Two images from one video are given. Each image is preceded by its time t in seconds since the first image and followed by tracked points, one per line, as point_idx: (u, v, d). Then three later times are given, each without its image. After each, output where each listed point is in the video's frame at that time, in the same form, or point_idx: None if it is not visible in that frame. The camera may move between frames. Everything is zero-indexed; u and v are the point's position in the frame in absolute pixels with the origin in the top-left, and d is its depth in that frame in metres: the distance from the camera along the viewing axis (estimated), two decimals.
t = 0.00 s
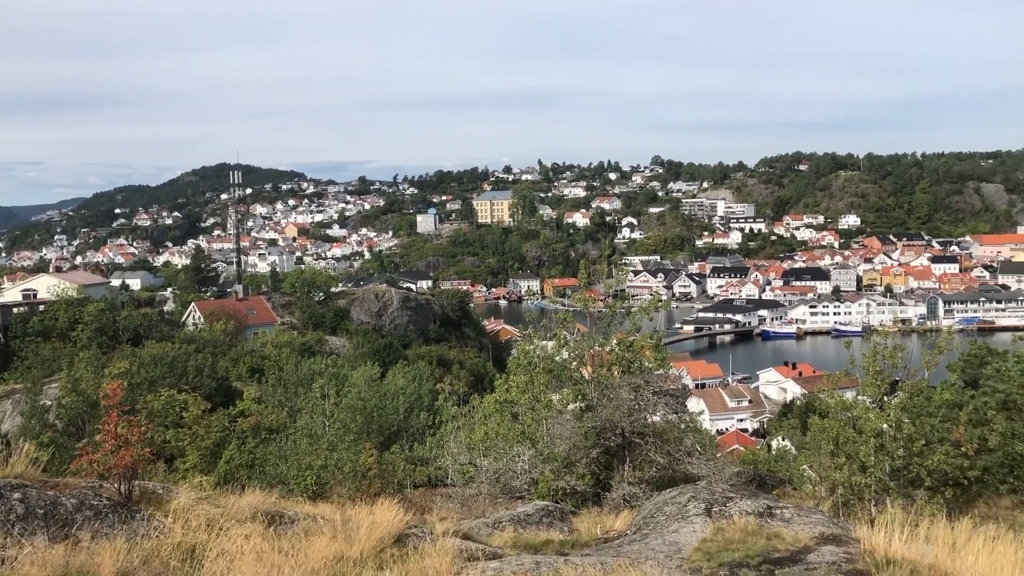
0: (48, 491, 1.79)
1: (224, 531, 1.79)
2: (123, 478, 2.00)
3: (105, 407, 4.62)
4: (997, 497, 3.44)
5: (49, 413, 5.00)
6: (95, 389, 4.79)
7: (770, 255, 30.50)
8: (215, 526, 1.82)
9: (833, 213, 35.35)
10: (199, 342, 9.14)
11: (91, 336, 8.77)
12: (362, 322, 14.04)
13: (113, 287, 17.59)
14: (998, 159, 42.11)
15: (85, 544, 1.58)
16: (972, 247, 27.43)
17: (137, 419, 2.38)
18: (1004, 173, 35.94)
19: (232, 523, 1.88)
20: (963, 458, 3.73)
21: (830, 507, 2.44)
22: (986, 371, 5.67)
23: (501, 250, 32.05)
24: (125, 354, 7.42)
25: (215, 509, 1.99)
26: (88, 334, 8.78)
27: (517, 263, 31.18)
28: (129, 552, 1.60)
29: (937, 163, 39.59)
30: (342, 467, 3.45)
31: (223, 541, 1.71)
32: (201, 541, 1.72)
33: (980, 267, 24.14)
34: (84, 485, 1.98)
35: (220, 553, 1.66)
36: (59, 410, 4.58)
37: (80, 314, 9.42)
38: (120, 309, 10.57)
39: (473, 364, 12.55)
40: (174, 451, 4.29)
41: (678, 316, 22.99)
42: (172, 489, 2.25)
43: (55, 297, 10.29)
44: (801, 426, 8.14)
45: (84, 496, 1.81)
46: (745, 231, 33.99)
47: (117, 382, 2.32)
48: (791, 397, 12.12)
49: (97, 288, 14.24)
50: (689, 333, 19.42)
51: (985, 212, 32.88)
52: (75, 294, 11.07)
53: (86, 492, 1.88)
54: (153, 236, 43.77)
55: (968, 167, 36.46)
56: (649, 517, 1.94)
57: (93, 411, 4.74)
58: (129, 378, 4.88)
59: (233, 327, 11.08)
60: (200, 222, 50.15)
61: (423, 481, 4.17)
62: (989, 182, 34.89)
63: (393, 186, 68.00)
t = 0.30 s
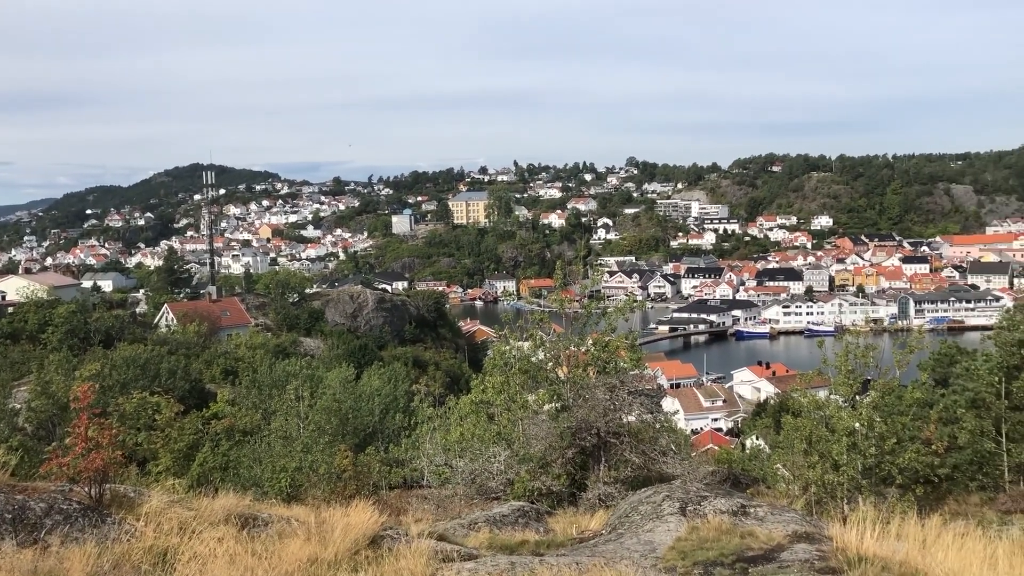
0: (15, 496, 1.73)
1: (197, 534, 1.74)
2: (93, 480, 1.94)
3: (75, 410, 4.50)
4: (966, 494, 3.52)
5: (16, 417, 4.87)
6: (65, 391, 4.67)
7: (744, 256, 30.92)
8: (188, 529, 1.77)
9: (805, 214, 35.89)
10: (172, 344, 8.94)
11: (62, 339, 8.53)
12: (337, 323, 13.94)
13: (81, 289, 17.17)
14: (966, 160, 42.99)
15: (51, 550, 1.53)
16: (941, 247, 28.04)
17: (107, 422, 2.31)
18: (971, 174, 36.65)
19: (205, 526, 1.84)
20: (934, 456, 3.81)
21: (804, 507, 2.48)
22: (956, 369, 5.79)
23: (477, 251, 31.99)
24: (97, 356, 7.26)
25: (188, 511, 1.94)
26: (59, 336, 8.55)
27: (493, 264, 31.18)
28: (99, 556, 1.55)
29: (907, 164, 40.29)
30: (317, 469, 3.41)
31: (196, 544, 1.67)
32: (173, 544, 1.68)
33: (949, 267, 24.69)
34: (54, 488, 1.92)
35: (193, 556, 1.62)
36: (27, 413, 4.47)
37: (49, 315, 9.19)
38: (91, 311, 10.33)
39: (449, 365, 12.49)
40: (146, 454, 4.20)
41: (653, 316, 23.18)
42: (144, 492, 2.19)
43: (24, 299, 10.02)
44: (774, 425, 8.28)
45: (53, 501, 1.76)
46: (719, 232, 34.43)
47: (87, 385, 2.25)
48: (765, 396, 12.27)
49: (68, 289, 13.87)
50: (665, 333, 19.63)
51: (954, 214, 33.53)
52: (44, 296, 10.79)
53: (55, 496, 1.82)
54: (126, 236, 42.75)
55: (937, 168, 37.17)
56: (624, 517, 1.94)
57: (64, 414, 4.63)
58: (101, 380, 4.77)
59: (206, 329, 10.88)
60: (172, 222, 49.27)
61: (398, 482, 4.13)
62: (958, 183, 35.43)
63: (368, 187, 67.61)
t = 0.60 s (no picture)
0: None
1: (167, 538, 1.70)
2: (60, 485, 1.88)
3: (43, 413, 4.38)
4: (936, 491, 3.59)
5: None
6: (32, 395, 4.54)
7: (717, 256, 31.30)
8: (159, 533, 1.72)
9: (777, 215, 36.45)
10: (143, 346, 8.74)
11: (30, 341, 8.30)
12: (311, 324, 13.76)
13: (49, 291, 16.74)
14: (935, 162, 43.80)
15: (14, 555, 1.48)
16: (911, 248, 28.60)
17: (75, 425, 2.24)
18: (940, 174, 36.57)
19: (176, 529, 1.79)
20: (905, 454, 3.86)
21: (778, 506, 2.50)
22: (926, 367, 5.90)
23: (452, 251, 31.87)
24: (66, 359, 7.08)
25: (158, 516, 1.88)
26: (28, 339, 8.31)
27: (467, 264, 31.08)
28: (66, 560, 1.50)
29: (877, 164, 40.93)
30: (290, 471, 3.35)
31: (168, 548, 1.63)
32: (143, 548, 1.64)
33: (919, 268, 25.19)
34: (19, 494, 1.86)
35: (164, 559, 1.58)
36: None
37: (16, 317, 8.95)
38: (59, 313, 10.08)
39: (423, 366, 12.41)
40: (117, 457, 4.10)
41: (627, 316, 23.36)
42: (112, 495, 2.12)
43: None
44: (747, 424, 8.39)
45: (18, 505, 1.69)
46: (693, 232, 34.81)
47: (54, 389, 2.18)
48: (738, 395, 12.42)
49: (36, 291, 13.44)
50: (639, 333, 19.79)
51: (923, 214, 33.86)
52: (10, 298, 10.49)
53: (21, 501, 1.76)
54: (97, 236, 41.72)
55: (907, 168, 37.79)
56: (599, 516, 1.94)
57: (31, 418, 4.52)
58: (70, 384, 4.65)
59: (178, 330, 10.66)
60: (144, 223, 48.27)
61: (373, 483, 4.09)
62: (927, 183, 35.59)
63: (342, 187, 67.00)
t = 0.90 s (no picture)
0: None
1: (137, 542, 1.65)
2: (27, 490, 1.82)
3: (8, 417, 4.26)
4: (906, 488, 3.68)
5: None
6: None
7: (689, 256, 31.64)
8: (129, 537, 1.67)
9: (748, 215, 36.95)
10: (112, 348, 8.53)
11: None
12: (283, 325, 13.57)
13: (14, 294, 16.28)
14: (904, 163, 44.62)
15: None
16: (882, 248, 29.19)
17: (41, 427, 2.17)
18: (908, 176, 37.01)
19: (146, 532, 1.74)
20: (876, 452, 3.94)
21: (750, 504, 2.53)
22: (895, 366, 6.01)
23: (426, 252, 31.72)
24: (33, 361, 6.90)
25: (128, 519, 1.83)
26: None
27: (442, 265, 30.95)
28: (31, 566, 1.45)
29: (847, 165, 41.60)
30: (264, 473, 3.29)
31: (137, 551, 1.59)
32: (112, 552, 1.58)
33: (889, 268, 25.71)
34: None
35: (134, 564, 1.54)
36: None
37: None
38: (25, 315, 9.79)
39: (397, 367, 12.31)
40: (84, 460, 3.99)
41: (601, 316, 23.52)
42: (80, 498, 2.06)
43: None
44: (719, 424, 8.50)
45: None
46: (666, 232, 35.18)
47: (20, 391, 2.11)
48: (710, 394, 12.57)
49: None
50: (613, 333, 19.95)
51: (893, 214, 34.40)
52: None
53: None
54: (64, 237, 40.69)
55: (877, 169, 38.44)
56: (574, 515, 1.94)
57: None
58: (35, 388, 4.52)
59: (149, 332, 10.41)
60: (114, 223, 47.16)
61: (346, 486, 4.04)
62: (896, 184, 36.20)
63: (315, 187, 66.36)
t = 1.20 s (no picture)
0: None
1: (107, 544, 1.60)
2: None
3: None
4: (876, 485, 3.78)
5: None
6: None
7: (662, 256, 31.92)
8: (98, 540, 1.62)
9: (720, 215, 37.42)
10: (80, 349, 8.29)
11: None
12: (255, 326, 13.38)
13: None
14: (872, 164, 45.46)
15: None
16: (851, 247, 29.77)
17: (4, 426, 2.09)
18: (878, 175, 37.54)
19: (116, 535, 1.69)
20: (846, 449, 4.04)
21: (722, 502, 2.57)
22: (864, 364, 6.14)
23: (399, 252, 31.50)
24: None
25: (97, 522, 1.78)
26: None
27: (415, 265, 30.74)
28: None
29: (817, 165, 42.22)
30: (235, 475, 3.22)
31: (107, 555, 1.54)
32: (81, 555, 1.53)
33: (858, 267, 26.23)
34: None
35: (103, 567, 1.49)
36: None
37: None
38: None
39: (371, 367, 12.20)
40: (52, 464, 3.88)
41: (575, 316, 23.63)
42: (45, 501, 1.99)
43: None
44: (692, 422, 8.59)
45: None
46: (639, 232, 35.46)
47: None
48: (683, 393, 12.71)
49: None
50: (587, 332, 20.07)
51: (862, 214, 34.95)
52: None
53: None
54: (26, 237, 39.51)
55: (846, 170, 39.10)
56: (547, 515, 1.94)
57: None
58: None
59: (118, 333, 10.14)
60: (82, 223, 45.95)
61: (319, 487, 3.99)
62: (866, 183, 36.70)
63: (286, 187, 65.49)
